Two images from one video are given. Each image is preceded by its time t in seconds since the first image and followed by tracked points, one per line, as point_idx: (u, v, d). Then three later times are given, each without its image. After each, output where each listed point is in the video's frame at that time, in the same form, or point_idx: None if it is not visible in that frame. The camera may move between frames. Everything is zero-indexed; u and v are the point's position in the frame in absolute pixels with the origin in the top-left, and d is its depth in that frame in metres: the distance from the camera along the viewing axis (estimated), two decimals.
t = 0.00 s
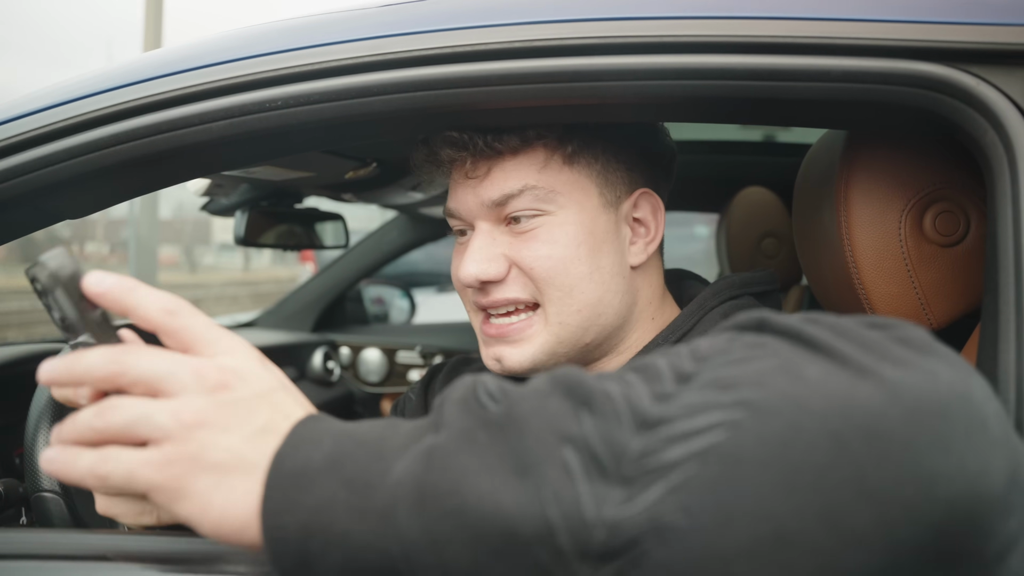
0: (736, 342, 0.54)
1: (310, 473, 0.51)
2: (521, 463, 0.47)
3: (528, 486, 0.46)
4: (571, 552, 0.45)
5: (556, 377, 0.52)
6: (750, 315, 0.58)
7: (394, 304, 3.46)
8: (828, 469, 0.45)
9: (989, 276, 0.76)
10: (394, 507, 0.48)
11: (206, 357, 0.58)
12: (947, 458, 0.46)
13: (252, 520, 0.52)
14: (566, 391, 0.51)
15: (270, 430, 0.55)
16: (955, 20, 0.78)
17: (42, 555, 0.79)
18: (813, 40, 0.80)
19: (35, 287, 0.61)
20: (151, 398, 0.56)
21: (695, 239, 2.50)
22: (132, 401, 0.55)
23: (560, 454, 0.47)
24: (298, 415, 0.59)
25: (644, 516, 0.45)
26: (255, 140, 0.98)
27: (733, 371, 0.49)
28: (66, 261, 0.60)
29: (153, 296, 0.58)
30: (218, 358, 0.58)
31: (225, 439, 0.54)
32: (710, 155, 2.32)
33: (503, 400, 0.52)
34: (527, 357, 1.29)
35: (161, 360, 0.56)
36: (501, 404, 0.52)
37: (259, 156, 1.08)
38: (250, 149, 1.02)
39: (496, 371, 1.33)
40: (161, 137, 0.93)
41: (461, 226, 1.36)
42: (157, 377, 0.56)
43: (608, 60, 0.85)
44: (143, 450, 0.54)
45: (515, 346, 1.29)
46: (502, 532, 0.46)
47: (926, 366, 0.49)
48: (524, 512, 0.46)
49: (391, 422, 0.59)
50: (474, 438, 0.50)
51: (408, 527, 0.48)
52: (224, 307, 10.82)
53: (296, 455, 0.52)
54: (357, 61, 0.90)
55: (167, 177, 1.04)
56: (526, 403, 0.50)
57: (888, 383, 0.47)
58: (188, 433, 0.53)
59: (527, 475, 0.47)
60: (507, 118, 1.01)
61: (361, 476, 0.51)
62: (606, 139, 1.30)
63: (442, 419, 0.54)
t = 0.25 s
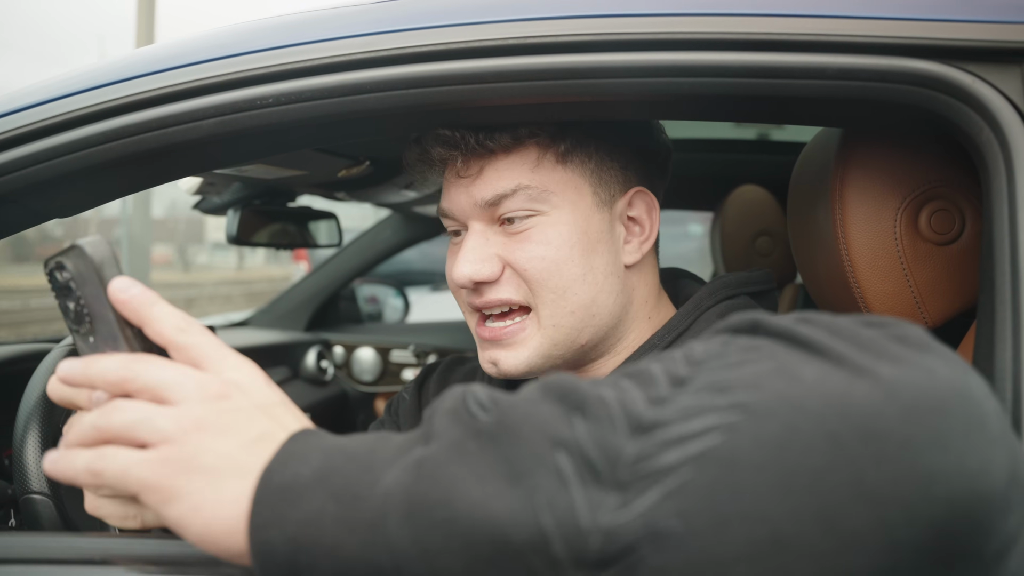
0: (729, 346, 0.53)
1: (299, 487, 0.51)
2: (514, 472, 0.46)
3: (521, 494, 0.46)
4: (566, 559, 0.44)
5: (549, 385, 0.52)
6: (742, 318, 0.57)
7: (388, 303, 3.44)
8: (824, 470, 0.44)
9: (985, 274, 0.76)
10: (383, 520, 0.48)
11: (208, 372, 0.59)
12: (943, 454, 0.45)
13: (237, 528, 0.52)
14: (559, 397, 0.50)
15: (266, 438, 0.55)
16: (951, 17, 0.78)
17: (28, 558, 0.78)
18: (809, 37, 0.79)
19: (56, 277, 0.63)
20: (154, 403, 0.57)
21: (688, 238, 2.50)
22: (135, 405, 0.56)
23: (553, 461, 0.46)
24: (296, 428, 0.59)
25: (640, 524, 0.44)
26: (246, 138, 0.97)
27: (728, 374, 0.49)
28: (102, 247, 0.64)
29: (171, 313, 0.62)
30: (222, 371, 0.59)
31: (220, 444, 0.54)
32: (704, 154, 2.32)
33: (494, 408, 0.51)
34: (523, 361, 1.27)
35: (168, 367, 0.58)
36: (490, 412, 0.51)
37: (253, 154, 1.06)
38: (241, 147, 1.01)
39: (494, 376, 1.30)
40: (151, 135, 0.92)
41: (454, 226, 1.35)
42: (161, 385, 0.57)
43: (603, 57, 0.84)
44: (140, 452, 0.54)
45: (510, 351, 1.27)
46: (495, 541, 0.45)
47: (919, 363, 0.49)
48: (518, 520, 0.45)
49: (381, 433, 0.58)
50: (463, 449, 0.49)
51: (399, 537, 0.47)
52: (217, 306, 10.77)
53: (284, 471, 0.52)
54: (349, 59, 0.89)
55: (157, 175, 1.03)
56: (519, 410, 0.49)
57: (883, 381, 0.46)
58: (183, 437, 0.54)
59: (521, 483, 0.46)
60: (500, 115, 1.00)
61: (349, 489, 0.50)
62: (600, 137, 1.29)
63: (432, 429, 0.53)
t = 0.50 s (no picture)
0: (722, 345, 0.53)
1: (286, 495, 0.50)
2: (505, 475, 0.46)
3: (514, 498, 0.45)
4: (560, 565, 0.44)
5: (537, 385, 0.51)
6: (734, 315, 0.57)
7: (383, 302, 3.44)
8: (820, 469, 0.44)
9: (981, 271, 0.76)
10: (374, 528, 0.47)
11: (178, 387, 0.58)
12: (938, 451, 0.45)
13: (224, 541, 0.51)
14: (548, 398, 0.49)
15: (241, 452, 0.54)
16: (948, 13, 0.77)
17: (17, 560, 0.77)
18: (805, 33, 0.79)
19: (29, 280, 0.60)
20: (129, 431, 0.56)
21: (684, 237, 2.50)
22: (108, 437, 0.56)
23: (545, 465, 0.45)
24: (277, 435, 0.57)
25: (634, 527, 0.43)
26: (239, 136, 0.96)
27: (721, 372, 0.48)
28: (60, 256, 0.59)
29: (136, 326, 0.59)
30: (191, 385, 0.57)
31: (192, 465, 0.53)
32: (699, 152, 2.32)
33: (482, 410, 0.51)
34: (514, 352, 1.26)
35: (136, 393, 0.57)
36: (479, 415, 0.50)
37: (248, 151, 1.06)
38: (234, 144, 1.00)
39: (487, 365, 1.29)
40: (144, 132, 0.91)
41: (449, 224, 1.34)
42: (130, 412, 0.56)
43: (598, 53, 0.83)
44: (119, 483, 0.54)
45: (501, 339, 1.25)
46: (488, 546, 0.45)
47: (912, 359, 0.48)
48: (511, 524, 0.44)
49: (367, 437, 0.57)
50: (451, 452, 0.49)
51: (389, 543, 0.46)
52: (212, 305, 10.74)
53: (270, 480, 0.51)
54: (342, 55, 0.88)
55: (150, 173, 1.02)
56: (507, 412, 0.49)
57: (877, 379, 0.46)
58: (155, 462, 0.54)
59: (513, 488, 0.45)
60: (496, 112, 1.00)
61: (337, 497, 0.49)
62: (596, 134, 1.29)
63: (419, 433, 0.52)
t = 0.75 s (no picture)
0: (720, 333, 0.52)
1: (282, 486, 0.50)
2: (501, 464, 0.46)
3: (511, 487, 0.45)
4: (558, 554, 0.43)
5: (535, 374, 0.51)
6: (733, 304, 0.57)
7: (381, 299, 3.43)
8: (820, 457, 0.43)
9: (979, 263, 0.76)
10: (370, 519, 0.47)
11: (174, 377, 0.57)
12: (939, 439, 0.45)
13: (222, 533, 0.51)
14: (545, 387, 0.49)
15: (237, 442, 0.54)
16: (946, 3, 0.77)
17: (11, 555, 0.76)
18: (803, 23, 0.79)
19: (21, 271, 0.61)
20: (125, 422, 0.56)
21: (681, 232, 2.50)
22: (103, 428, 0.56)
23: (542, 453, 0.45)
24: (273, 425, 0.57)
25: (632, 515, 0.43)
26: (235, 129, 0.95)
27: (718, 360, 0.48)
28: (50, 246, 0.60)
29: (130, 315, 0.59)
30: (186, 375, 0.57)
31: (188, 456, 0.53)
32: (696, 147, 2.31)
33: (479, 399, 0.50)
34: (517, 349, 1.26)
35: (132, 382, 0.56)
36: (477, 404, 0.50)
37: (244, 144, 1.05)
38: (230, 137, 0.99)
39: (488, 363, 1.29)
40: (138, 125, 0.90)
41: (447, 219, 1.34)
42: (125, 402, 0.55)
43: (596, 44, 0.83)
44: (114, 475, 0.54)
45: (504, 338, 1.26)
46: (486, 536, 0.45)
47: (911, 346, 0.48)
48: (509, 513, 0.44)
49: (363, 427, 0.57)
50: (447, 441, 0.49)
51: (386, 534, 0.46)
52: (209, 303, 10.72)
53: (265, 471, 0.51)
54: (338, 47, 0.88)
55: (145, 167, 1.01)
56: (504, 401, 0.49)
57: (876, 366, 0.46)
58: (150, 453, 0.53)
59: (509, 477, 0.45)
60: (492, 105, 0.99)
61: (333, 489, 0.49)
62: (593, 127, 1.28)
63: (415, 423, 0.52)
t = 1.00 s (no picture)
0: (727, 329, 0.52)
1: (279, 482, 0.49)
2: (503, 464, 0.45)
3: (514, 488, 0.44)
4: (560, 556, 0.43)
5: (537, 365, 0.50)
6: (741, 297, 0.56)
7: (377, 296, 3.42)
8: (827, 458, 0.43)
9: (979, 260, 0.76)
10: (371, 515, 0.46)
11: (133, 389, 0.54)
12: (950, 444, 0.45)
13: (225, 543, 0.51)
14: (548, 381, 0.48)
15: (218, 451, 0.53)
16: None
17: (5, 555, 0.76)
18: (802, 19, 0.78)
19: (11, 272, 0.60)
20: (96, 441, 0.54)
21: (678, 228, 2.49)
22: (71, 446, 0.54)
23: (547, 454, 0.45)
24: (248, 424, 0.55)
25: (637, 518, 0.43)
26: (231, 128, 0.95)
27: (727, 358, 0.48)
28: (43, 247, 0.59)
29: (111, 337, 0.56)
30: (144, 388, 0.54)
31: (168, 475, 0.52)
32: (694, 143, 2.31)
33: (479, 390, 0.50)
34: (517, 347, 1.27)
35: (92, 399, 0.54)
36: (478, 395, 0.50)
37: (241, 143, 1.04)
38: (226, 136, 0.98)
39: (490, 363, 1.31)
40: (134, 124, 0.90)
41: (444, 217, 1.34)
42: (89, 420, 0.53)
43: (594, 41, 0.83)
44: (99, 498, 0.53)
45: (505, 338, 1.27)
46: (489, 538, 0.44)
47: (920, 349, 0.48)
48: (513, 514, 0.44)
49: (359, 411, 0.56)
50: (446, 434, 0.48)
51: (386, 534, 0.46)
52: (206, 301, 10.70)
53: (262, 464, 0.50)
54: (335, 45, 0.87)
55: (141, 166, 1.00)
56: (506, 395, 0.48)
57: (885, 369, 0.46)
58: (129, 476, 0.52)
59: (512, 478, 0.45)
60: (491, 102, 0.99)
61: (332, 483, 0.48)
62: (591, 123, 1.28)
63: (411, 413, 0.51)
